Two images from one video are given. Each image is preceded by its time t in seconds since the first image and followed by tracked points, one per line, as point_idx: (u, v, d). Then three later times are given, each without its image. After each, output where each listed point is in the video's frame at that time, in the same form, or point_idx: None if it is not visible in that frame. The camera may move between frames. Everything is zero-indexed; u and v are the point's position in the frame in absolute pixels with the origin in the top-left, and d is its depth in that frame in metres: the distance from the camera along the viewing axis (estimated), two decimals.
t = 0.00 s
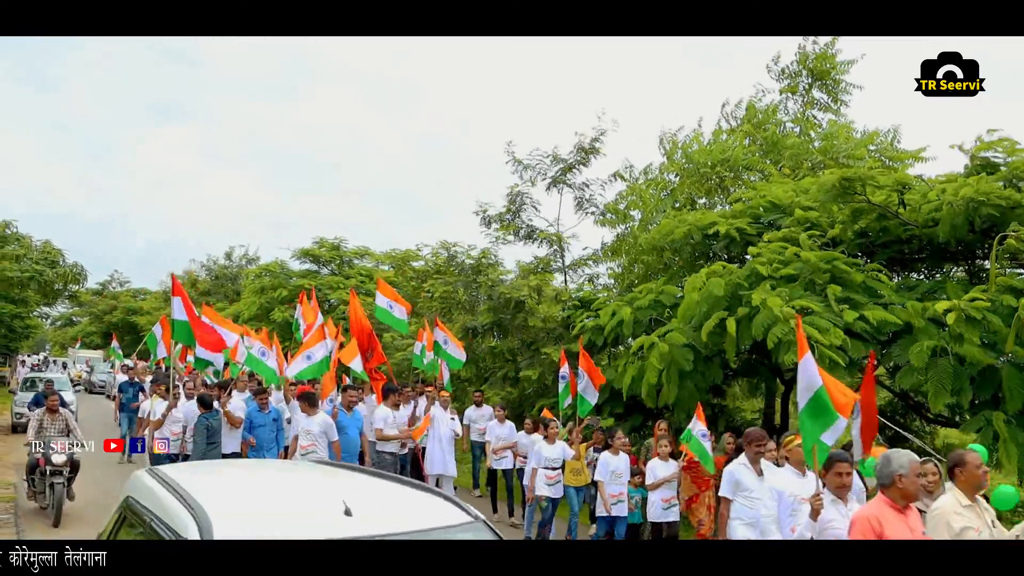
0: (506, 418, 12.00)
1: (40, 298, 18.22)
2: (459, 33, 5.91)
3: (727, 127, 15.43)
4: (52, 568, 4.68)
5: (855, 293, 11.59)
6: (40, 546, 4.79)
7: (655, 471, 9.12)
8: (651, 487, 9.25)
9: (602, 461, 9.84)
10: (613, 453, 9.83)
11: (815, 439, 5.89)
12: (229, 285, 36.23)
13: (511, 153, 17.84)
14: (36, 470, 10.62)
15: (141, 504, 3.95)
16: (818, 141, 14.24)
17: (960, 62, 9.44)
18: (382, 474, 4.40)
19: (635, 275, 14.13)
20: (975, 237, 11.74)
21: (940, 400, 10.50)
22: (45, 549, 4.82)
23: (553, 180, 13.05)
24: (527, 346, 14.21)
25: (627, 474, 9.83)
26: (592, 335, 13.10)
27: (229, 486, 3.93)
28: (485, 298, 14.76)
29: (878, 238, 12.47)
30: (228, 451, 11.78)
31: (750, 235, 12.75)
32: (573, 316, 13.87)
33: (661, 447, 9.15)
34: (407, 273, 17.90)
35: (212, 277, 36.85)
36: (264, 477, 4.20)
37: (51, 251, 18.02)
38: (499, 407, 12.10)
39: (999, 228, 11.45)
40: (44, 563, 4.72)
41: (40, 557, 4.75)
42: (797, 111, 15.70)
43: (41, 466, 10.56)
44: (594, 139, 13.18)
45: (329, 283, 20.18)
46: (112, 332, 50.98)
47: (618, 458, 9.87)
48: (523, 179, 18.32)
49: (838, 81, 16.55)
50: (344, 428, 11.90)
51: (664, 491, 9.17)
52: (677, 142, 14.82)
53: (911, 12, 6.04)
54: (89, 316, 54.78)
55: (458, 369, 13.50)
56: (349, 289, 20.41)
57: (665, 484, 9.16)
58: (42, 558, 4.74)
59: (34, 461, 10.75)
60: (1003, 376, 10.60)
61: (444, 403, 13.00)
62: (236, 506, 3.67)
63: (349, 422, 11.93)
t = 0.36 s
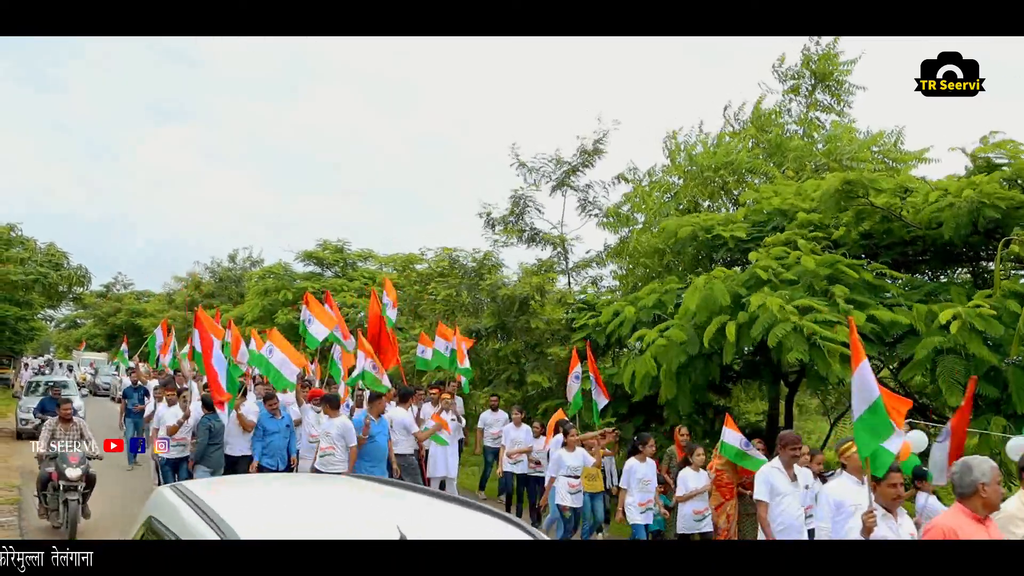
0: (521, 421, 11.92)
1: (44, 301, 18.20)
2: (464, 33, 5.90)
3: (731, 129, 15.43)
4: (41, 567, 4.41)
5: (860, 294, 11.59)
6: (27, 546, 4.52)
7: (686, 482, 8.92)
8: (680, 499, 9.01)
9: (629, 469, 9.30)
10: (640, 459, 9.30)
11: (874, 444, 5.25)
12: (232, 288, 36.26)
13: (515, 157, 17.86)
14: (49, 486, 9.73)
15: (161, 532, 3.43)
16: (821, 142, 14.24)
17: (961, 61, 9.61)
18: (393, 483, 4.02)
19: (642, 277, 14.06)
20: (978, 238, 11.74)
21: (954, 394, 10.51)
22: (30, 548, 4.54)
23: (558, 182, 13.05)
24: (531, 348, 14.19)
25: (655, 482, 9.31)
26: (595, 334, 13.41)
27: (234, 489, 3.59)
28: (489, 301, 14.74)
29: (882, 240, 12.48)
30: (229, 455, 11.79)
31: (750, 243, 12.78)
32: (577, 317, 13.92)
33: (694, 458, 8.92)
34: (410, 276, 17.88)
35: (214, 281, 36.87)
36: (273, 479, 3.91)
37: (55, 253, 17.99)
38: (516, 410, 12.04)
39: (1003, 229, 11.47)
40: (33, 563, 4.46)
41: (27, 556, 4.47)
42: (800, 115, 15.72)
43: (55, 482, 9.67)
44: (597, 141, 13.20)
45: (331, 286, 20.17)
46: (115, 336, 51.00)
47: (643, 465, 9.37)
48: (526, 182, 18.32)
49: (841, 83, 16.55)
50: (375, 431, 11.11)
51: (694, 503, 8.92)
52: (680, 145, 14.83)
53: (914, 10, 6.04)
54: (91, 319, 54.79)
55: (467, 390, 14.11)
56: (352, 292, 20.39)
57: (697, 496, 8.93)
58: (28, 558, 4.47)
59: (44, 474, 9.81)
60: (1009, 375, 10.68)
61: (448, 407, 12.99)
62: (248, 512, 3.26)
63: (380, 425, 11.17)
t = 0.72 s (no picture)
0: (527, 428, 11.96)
1: (48, 305, 18.17)
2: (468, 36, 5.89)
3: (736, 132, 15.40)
4: (27, 568, 4.41)
5: (861, 301, 11.52)
6: (13, 546, 4.54)
7: (716, 489, 8.30)
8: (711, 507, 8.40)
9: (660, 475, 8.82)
10: (669, 466, 8.82)
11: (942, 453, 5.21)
12: (236, 292, 36.24)
13: (519, 159, 17.85)
14: (64, 507, 9.11)
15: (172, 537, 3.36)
16: (825, 146, 14.21)
17: (960, 61, 9.52)
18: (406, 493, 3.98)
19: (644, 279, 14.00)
20: (982, 242, 11.71)
21: (955, 401, 10.54)
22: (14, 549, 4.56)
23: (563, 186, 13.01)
24: (536, 351, 14.20)
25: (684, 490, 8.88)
26: (601, 335, 13.45)
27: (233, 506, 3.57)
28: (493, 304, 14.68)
29: (886, 244, 12.42)
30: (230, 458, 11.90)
31: (756, 242, 12.71)
32: (582, 320, 13.93)
33: (725, 463, 8.38)
34: (414, 279, 17.84)
35: (218, 284, 36.81)
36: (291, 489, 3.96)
37: (59, 256, 17.95)
38: (523, 416, 12.05)
39: (1009, 233, 11.47)
40: (19, 564, 4.46)
41: (13, 557, 4.50)
42: (805, 118, 15.67)
43: (71, 502, 9.04)
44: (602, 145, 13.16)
45: (335, 288, 20.15)
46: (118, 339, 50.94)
47: (674, 472, 8.90)
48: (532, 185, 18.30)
49: (845, 86, 16.53)
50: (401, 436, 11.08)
51: (727, 510, 8.32)
52: (685, 148, 14.78)
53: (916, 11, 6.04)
54: (95, 322, 54.72)
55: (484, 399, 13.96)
56: (356, 295, 20.36)
57: (729, 503, 8.31)
58: (13, 558, 4.49)
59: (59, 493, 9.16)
60: (1011, 376, 10.66)
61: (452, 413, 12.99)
62: (273, 523, 3.31)
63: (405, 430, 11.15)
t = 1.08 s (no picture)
0: (534, 430, 11.83)
1: (52, 305, 18.20)
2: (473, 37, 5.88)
3: (739, 132, 15.38)
4: (12, 568, 4.53)
5: (859, 306, 11.49)
6: (4, 546, 4.66)
7: (747, 493, 8.13)
8: (741, 512, 8.26)
9: (691, 481, 8.70)
10: (703, 471, 8.72)
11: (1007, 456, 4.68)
12: (239, 293, 36.28)
13: (524, 159, 17.81)
14: (80, 525, 8.90)
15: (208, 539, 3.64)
16: (828, 147, 14.22)
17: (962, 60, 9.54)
18: (416, 506, 3.98)
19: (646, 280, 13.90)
20: (986, 243, 11.72)
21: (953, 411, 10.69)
22: (5, 549, 4.67)
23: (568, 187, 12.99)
24: (539, 352, 14.22)
25: (716, 497, 8.78)
26: (603, 335, 13.45)
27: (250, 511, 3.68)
28: (496, 305, 14.65)
29: (889, 245, 12.43)
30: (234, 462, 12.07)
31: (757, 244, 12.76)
32: (585, 322, 13.95)
33: (752, 467, 8.21)
34: (417, 280, 17.81)
35: (221, 286, 36.83)
36: (311, 505, 4.10)
37: (63, 258, 18.00)
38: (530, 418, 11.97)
39: (1013, 235, 11.49)
40: (6, 563, 4.57)
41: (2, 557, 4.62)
42: (809, 119, 15.65)
43: (88, 520, 8.83)
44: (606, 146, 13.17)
45: (338, 290, 20.15)
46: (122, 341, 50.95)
47: (705, 478, 8.80)
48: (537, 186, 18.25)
49: (848, 87, 16.53)
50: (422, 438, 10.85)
51: (755, 516, 8.16)
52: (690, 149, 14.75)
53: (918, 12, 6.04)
54: (99, 323, 54.72)
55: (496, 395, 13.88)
56: (359, 296, 20.35)
57: (759, 509, 8.14)
58: None
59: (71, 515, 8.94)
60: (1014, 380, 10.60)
61: (458, 411, 12.87)
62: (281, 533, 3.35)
63: (425, 432, 10.90)
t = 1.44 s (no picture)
0: (550, 446, 10.68)
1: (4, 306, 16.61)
2: None
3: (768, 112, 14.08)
4: None
5: (910, 297, 10.37)
6: None
7: (807, 523, 7.30)
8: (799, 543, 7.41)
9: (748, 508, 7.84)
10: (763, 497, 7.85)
11: None
12: (216, 292, 35.15)
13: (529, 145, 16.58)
14: None
15: None
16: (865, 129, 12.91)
17: None
18: None
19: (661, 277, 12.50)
20: None
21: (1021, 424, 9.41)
22: None
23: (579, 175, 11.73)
24: (546, 358, 13.00)
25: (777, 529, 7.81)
26: (617, 339, 12.12)
27: None
28: (500, 305, 13.44)
29: (934, 238, 11.24)
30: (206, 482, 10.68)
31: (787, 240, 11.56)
32: (596, 325, 12.61)
33: (814, 494, 7.39)
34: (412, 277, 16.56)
35: (196, 284, 35.68)
36: None
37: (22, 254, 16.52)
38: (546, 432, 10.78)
39: None
40: None
41: None
42: (851, 97, 14.33)
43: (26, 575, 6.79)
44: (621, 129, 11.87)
45: (324, 288, 18.91)
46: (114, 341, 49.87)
47: (765, 505, 7.89)
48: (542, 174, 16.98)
49: (889, 63, 15.17)
50: (434, 458, 9.54)
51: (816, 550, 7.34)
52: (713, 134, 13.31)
53: None
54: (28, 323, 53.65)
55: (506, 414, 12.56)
56: (347, 295, 19.13)
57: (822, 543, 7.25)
58: None
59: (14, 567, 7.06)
60: None
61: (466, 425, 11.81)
62: None
63: (438, 451, 9.56)
